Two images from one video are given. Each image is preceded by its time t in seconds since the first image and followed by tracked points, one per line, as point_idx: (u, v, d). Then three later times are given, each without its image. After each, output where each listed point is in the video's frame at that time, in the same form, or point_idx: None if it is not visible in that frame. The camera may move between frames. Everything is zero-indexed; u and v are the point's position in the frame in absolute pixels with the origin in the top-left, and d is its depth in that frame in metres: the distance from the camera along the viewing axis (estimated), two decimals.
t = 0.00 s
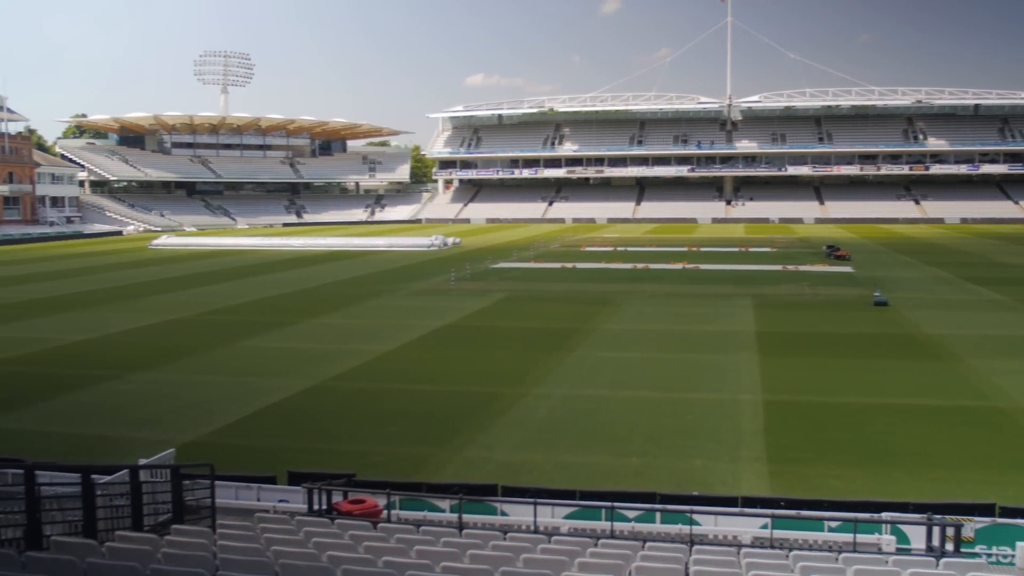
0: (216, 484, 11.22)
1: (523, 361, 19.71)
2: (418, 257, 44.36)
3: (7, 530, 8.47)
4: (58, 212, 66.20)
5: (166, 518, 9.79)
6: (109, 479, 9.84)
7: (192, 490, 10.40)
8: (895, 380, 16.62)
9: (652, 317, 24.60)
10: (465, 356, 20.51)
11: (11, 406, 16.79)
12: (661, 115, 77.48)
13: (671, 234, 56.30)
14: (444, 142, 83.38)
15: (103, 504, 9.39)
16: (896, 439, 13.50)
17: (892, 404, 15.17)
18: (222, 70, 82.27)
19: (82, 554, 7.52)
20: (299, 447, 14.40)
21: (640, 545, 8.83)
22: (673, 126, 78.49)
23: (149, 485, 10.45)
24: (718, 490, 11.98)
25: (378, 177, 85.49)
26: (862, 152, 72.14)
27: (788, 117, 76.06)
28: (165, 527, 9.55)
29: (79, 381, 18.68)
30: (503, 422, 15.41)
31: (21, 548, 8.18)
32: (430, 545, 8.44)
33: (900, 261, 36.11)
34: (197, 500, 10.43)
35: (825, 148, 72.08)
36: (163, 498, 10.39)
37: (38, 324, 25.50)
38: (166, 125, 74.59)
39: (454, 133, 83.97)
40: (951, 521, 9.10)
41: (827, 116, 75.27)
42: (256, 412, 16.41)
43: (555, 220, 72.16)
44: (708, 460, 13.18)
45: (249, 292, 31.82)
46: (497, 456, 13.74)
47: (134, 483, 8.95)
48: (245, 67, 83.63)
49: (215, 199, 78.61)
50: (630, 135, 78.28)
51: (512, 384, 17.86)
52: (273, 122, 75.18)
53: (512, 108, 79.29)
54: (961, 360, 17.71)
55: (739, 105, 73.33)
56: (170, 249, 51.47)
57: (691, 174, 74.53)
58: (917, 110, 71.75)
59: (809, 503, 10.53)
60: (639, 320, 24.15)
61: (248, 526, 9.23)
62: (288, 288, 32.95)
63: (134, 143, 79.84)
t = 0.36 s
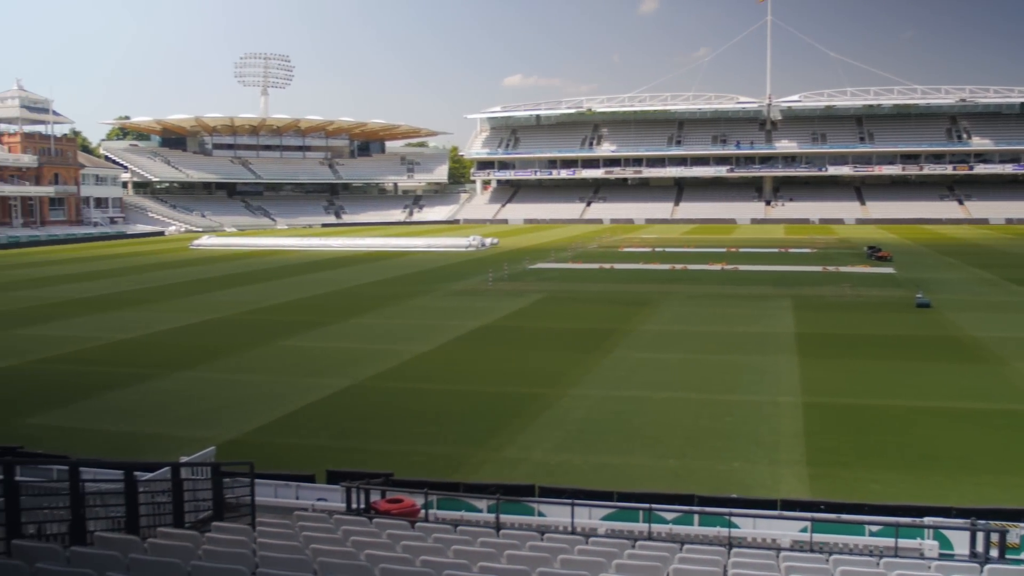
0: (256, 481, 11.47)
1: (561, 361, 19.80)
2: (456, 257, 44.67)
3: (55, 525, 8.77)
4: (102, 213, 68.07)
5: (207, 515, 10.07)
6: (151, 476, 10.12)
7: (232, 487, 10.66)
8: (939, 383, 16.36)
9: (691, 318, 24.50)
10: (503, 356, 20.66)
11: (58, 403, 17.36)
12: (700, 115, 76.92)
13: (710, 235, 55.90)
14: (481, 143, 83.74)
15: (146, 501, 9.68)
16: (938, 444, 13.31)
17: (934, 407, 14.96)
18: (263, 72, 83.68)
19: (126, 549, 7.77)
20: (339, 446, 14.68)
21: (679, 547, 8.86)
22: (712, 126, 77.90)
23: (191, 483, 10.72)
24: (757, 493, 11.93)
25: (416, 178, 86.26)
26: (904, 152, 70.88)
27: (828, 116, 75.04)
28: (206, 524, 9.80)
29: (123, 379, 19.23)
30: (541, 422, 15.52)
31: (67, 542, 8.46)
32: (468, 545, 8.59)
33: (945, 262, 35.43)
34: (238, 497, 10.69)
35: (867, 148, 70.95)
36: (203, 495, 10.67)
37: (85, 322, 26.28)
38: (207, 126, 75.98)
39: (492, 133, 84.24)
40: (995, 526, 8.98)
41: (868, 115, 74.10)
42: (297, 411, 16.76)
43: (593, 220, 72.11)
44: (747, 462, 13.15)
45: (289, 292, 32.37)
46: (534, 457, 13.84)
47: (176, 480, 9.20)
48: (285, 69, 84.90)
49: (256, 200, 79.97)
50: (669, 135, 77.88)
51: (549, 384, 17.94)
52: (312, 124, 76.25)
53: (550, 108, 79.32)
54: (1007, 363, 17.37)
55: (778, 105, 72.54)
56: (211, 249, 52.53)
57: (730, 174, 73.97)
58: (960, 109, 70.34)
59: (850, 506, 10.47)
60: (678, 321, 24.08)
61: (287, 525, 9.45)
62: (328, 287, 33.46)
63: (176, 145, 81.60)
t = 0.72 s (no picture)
0: (291, 480, 11.69)
1: (594, 362, 19.85)
2: (488, 258, 44.86)
3: (94, 521, 9.03)
4: (140, 214, 69.48)
5: (243, 513, 10.32)
6: (188, 475, 10.41)
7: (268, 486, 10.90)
8: (980, 386, 16.11)
9: (725, 319, 24.37)
10: (536, 357, 20.74)
11: (96, 401, 17.83)
12: (735, 115, 76.29)
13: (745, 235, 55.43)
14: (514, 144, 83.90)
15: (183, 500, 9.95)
16: (977, 447, 13.13)
17: (974, 411, 14.74)
18: (297, 74, 84.73)
19: (164, 546, 7.99)
20: (374, 446, 14.90)
21: (713, 550, 8.89)
22: (746, 125, 77.23)
23: (227, 481, 10.98)
24: (792, 496, 11.89)
25: (449, 179, 86.75)
26: (943, 151, 69.67)
27: (865, 116, 74.01)
28: (242, 522, 10.04)
29: (162, 378, 19.69)
30: (574, 423, 15.59)
31: (106, 538, 8.70)
32: (501, 545, 8.69)
33: (985, 264, 34.79)
34: (273, 495, 10.93)
35: (904, 148, 69.87)
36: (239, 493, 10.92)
37: (124, 321, 26.88)
38: (243, 128, 77.16)
39: (525, 134, 84.36)
40: None
41: (906, 114, 72.94)
42: (331, 410, 17.02)
43: (626, 220, 71.91)
44: (782, 464, 13.09)
45: (324, 292, 32.79)
46: (567, 457, 13.91)
47: (213, 478, 9.46)
48: (320, 71, 85.86)
49: (291, 201, 81.04)
50: (702, 135, 77.38)
51: (582, 385, 18.00)
52: (346, 125, 77.08)
53: (583, 109, 79.22)
54: None
55: (814, 104, 71.74)
56: (247, 250, 53.32)
57: (764, 174, 73.25)
58: (1000, 108, 68.98)
59: (887, 510, 10.38)
60: (712, 322, 23.97)
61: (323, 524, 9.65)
62: (363, 288, 33.85)
63: (212, 146, 82.89)
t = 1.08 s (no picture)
0: (322, 479, 11.89)
1: (624, 363, 19.88)
2: (518, 258, 45.02)
3: (127, 518, 9.28)
4: (172, 215, 71.51)
5: (273, 511, 10.56)
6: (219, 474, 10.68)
7: (298, 485, 11.13)
8: (1018, 389, 15.87)
9: (756, 320, 24.24)
10: (566, 358, 20.81)
11: (130, 399, 18.27)
12: (766, 114, 75.64)
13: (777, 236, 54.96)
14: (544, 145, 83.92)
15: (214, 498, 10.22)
16: (1014, 451, 12.96)
17: (1012, 415, 14.53)
18: (328, 75, 85.54)
19: (197, 543, 8.21)
20: (405, 445, 15.08)
21: (744, 552, 8.91)
22: (778, 126, 76.55)
23: (259, 480, 11.22)
24: (825, 498, 11.84)
25: (479, 179, 87.09)
26: (979, 151, 68.51)
27: (898, 115, 72.99)
28: (272, 520, 10.26)
29: (197, 376, 20.11)
30: (604, 424, 15.65)
31: (139, 535, 8.94)
32: (531, 545, 8.81)
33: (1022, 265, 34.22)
34: (303, 494, 11.15)
35: (939, 148, 68.79)
36: (271, 492, 11.16)
37: (160, 321, 27.45)
38: (275, 129, 78.19)
39: (555, 135, 84.35)
40: None
41: (941, 113, 71.79)
42: (362, 410, 17.26)
43: (656, 220, 71.68)
44: (813, 467, 13.05)
45: (356, 292, 33.16)
46: (597, 458, 13.98)
47: (244, 477, 9.70)
48: (351, 72, 86.60)
49: (322, 201, 81.88)
50: (733, 135, 76.83)
51: (613, 386, 18.04)
52: (377, 126, 77.73)
53: (613, 109, 78.99)
54: None
55: (847, 103, 70.91)
56: (278, 249, 54.05)
57: (796, 174, 72.40)
58: None
59: (920, 514, 10.33)
60: (743, 323, 23.86)
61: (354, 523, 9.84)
62: (393, 288, 34.18)
63: (245, 147, 84.01)
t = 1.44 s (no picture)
0: (352, 478, 12.07)
1: (652, 364, 19.89)
2: (547, 259, 45.10)
3: (159, 516, 9.46)
4: (204, 215, 72.32)
5: (303, 510, 10.75)
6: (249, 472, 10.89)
7: (328, 484, 11.32)
8: None
9: (787, 321, 24.10)
10: (595, 358, 20.88)
11: (164, 397, 18.69)
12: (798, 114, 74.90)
13: (808, 236, 54.47)
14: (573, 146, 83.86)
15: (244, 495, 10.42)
16: None
17: None
18: (358, 76, 86.27)
19: (228, 541, 8.37)
20: (434, 445, 15.25)
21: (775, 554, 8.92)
22: (810, 125, 75.76)
23: (289, 478, 11.43)
24: (856, 501, 11.78)
25: (508, 180, 87.32)
26: (1015, 150, 67.26)
27: (932, 114, 71.89)
28: (302, 519, 10.45)
29: (229, 375, 20.50)
30: (632, 425, 15.69)
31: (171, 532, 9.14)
32: (561, 546, 8.91)
33: None
34: (333, 492, 11.35)
35: (973, 147, 67.69)
36: (301, 491, 11.36)
37: (193, 320, 27.99)
38: (306, 130, 79.01)
39: (584, 135, 84.26)
40: None
41: (975, 112, 70.59)
42: (391, 409, 17.47)
43: (686, 221, 71.36)
44: (844, 469, 12.98)
45: (385, 292, 33.46)
46: (625, 459, 14.05)
47: (274, 475, 9.90)
48: (381, 73, 87.22)
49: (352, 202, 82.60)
50: (764, 135, 76.25)
51: (641, 387, 18.06)
52: (407, 126, 78.29)
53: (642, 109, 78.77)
54: None
55: (880, 102, 69.99)
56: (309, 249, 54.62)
57: (828, 174, 71.75)
58: None
59: (954, 518, 10.23)
60: (773, 325, 23.72)
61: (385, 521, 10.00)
62: (422, 288, 34.43)
63: (277, 148, 84.98)
